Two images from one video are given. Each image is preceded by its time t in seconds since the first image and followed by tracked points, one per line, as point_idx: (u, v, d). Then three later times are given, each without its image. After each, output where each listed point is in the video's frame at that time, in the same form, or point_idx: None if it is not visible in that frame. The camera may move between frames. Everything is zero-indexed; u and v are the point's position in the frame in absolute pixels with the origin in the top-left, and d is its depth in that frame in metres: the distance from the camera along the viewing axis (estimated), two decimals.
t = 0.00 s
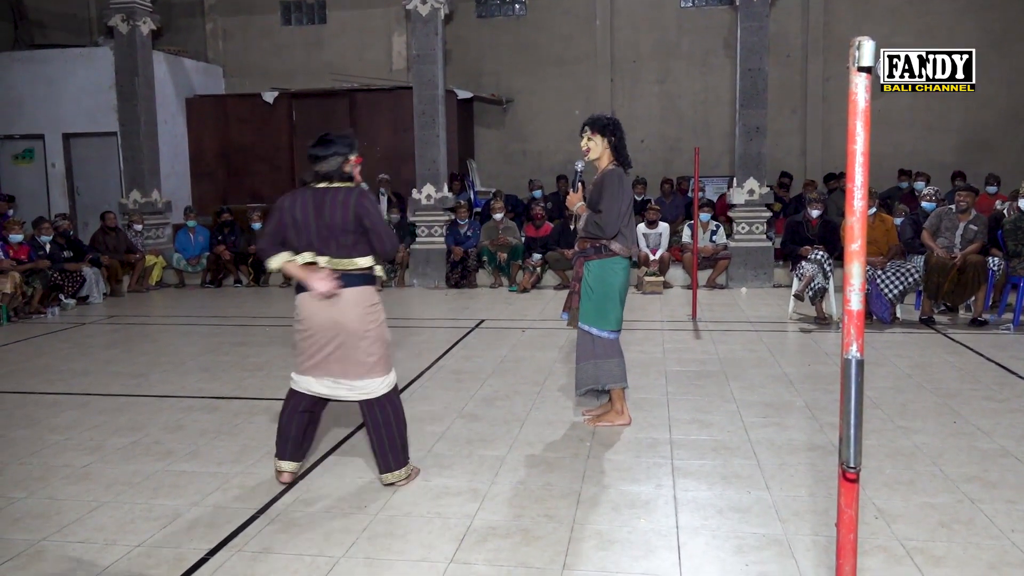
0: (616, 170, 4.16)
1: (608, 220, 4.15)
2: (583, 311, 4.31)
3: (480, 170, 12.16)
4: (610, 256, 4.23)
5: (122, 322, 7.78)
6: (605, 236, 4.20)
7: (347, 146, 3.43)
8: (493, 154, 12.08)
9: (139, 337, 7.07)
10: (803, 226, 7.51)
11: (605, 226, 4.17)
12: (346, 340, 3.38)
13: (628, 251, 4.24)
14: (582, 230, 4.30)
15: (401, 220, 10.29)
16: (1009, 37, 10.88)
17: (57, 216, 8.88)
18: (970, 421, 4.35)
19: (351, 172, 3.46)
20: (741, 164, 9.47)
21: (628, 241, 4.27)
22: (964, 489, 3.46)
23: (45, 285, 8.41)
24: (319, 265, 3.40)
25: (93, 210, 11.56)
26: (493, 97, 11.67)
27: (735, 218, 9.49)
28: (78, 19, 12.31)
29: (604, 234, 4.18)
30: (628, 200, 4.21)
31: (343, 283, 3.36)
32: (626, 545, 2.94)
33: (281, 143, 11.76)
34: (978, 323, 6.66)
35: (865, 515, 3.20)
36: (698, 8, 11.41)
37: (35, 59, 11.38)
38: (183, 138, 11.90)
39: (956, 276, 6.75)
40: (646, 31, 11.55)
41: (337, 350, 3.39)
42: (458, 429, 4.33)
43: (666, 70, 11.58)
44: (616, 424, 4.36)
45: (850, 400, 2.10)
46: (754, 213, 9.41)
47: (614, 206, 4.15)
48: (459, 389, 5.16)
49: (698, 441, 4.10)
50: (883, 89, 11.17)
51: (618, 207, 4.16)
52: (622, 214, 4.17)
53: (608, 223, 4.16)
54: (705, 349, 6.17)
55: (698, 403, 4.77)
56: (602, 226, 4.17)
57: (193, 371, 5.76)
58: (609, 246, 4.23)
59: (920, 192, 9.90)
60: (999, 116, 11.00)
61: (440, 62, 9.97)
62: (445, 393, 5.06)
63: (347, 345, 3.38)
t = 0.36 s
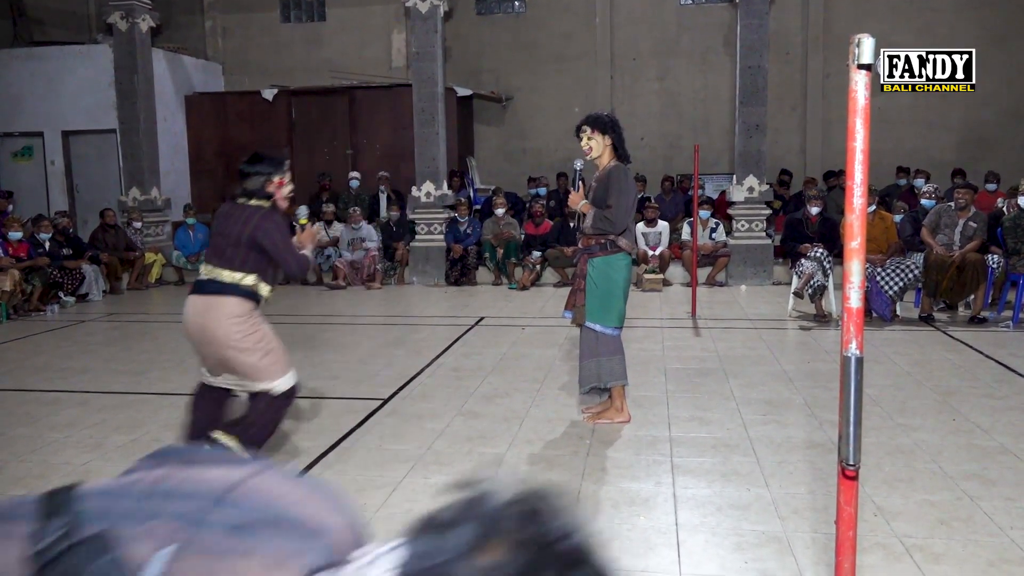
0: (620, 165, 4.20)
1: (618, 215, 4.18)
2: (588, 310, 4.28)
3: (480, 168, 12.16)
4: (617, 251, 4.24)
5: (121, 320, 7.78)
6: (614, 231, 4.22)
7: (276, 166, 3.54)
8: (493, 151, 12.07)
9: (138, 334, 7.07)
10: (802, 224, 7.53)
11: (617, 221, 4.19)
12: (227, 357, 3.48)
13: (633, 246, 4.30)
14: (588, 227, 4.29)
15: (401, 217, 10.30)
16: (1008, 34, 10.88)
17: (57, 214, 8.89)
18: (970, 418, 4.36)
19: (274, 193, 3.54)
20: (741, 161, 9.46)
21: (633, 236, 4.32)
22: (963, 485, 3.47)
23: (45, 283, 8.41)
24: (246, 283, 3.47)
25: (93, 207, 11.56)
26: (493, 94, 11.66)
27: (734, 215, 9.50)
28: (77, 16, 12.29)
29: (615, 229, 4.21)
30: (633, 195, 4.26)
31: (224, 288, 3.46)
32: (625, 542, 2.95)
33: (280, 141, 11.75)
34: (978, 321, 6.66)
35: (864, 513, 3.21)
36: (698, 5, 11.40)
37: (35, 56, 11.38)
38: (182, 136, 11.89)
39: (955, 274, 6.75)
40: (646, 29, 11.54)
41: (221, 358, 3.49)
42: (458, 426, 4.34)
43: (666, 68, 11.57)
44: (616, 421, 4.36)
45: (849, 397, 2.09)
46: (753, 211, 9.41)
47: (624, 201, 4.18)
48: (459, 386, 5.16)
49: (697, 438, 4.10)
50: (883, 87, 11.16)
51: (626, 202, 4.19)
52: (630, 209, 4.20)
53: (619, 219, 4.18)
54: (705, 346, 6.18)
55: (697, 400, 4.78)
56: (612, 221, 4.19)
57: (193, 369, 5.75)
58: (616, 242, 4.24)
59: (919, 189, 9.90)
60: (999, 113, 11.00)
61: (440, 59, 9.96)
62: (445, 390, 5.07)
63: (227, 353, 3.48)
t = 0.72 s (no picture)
0: (619, 163, 4.20)
1: (619, 213, 4.17)
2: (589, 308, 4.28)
3: (479, 166, 12.15)
4: (618, 249, 4.24)
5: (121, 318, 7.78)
6: (615, 229, 4.21)
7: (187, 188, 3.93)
8: (492, 150, 12.06)
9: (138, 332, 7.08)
10: (802, 222, 7.55)
11: (618, 220, 4.19)
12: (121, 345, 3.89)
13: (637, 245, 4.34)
14: (588, 226, 4.28)
15: (400, 215, 10.31)
16: (1008, 33, 10.88)
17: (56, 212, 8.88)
18: (970, 416, 4.35)
19: (179, 209, 3.92)
20: (740, 159, 9.45)
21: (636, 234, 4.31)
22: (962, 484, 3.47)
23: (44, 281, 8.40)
24: (139, 282, 3.87)
25: (92, 205, 11.55)
26: (493, 92, 11.66)
27: (733, 213, 9.50)
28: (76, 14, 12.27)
29: (617, 227, 4.19)
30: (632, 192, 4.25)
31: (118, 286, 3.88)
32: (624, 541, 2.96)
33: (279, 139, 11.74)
34: (977, 319, 6.66)
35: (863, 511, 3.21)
36: (698, 3, 11.39)
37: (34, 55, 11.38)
38: (181, 134, 11.89)
39: (954, 272, 6.74)
40: (645, 27, 11.53)
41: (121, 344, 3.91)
42: (458, 424, 4.34)
43: (665, 66, 11.57)
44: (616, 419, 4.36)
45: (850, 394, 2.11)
46: (753, 209, 9.41)
47: (624, 197, 4.17)
48: (459, 384, 5.16)
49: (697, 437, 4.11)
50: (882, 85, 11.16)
51: (625, 199, 4.19)
52: (631, 206, 4.19)
53: (620, 217, 4.18)
54: (704, 344, 6.18)
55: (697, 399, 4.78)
56: (613, 219, 4.18)
57: (192, 368, 5.75)
58: (617, 240, 4.24)
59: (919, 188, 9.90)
60: (999, 111, 10.99)
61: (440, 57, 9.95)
62: (445, 389, 5.06)
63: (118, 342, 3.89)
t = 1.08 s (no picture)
0: (613, 162, 4.18)
1: (613, 213, 4.15)
2: (586, 306, 4.29)
3: (478, 165, 12.15)
4: (615, 249, 4.23)
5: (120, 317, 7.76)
6: (610, 229, 4.20)
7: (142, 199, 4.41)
8: (491, 148, 12.05)
9: (138, 330, 7.08)
10: (801, 221, 7.55)
11: (611, 220, 4.17)
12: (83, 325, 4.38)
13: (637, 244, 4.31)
14: (586, 226, 4.29)
15: (399, 214, 10.29)
16: (1008, 32, 10.88)
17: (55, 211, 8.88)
18: (968, 415, 4.36)
19: (134, 219, 4.39)
20: (739, 158, 9.44)
21: (635, 233, 4.28)
22: (961, 482, 3.48)
23: (43, 280, 8.40)
24: (102, 280, 4.32)
25: (90, 204, 11.53)
26: (492, 91, 11.66)
27: (733, 212, 9.51)
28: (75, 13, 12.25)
29: (610, 227, 4.18)
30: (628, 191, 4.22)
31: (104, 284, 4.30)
32: (624, 538, 2.96)
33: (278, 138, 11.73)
34: (976, 318, 6.67)
35: (862, 509, 3.21)
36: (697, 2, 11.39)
37: (33, 53, 11.37)
38: (180, 132, 11.89)
39: (953, 271, 6.75)
40: (645, 25, 11.52)
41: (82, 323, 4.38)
42: (456, 423, 4.34)
43: (664, 65, 11.57)
44: (613, 418, 4.36)
45: (848, 394, 2.09)
46: (752, 208, 9.43)
47: (617, 198, 4.15)
48: (457, 383, 5.15)
49: (695, 435, 4.10)
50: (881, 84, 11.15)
51: (619, 199, 4.17)
52: (625, 206, 4.17)
53: (613, 218, 4.16)
54: (703, 343, 6.18)
55: (696, 398, 4.78)
56: (606, 220, 4.17)
57: (191, 366, 5.74)
58: (614, 239, 4.23)
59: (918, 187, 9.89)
60: (998, 110, 11.00)
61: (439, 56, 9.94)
62: (443, 388, 5.06)
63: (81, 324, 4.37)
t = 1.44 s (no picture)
0: (604, 163, 4.18)
1: (601, 214, 4.15)
2: (585, 306, 4.30)
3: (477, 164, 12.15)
4: (612, 250, 4.23)
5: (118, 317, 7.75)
6: (602, 230, 4.19)
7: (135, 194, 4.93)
8: (490, 148, 12.05)
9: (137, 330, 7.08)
10: (800, 221, 7.56)
11: (601, 221, 4.16)
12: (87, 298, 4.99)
13: (635, 244, 4.26)
14: (580, 228, 4.28)
15: (398, 214, 10.27)
16: (1008, 32, 10.89)
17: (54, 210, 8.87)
18: (967, 414, 4.36)
19: (127, 211, 4.93)
20: (738, 158, 9.44)
21: (631, 233, 4.24)
22: (959, 481, 3.48)
23: (41, 280, 8.39)
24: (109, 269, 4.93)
25: (89, 204, 11.53)
26: (491, 90, 11.66)
27: (732, 212, 9.51)
28: (74, 12, 12.24)
29: (600, 229, 4.18)
30: (620, 191, 4.20)
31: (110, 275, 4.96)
32: (623, 538, 2.95)
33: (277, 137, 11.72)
34: (975, 318, 6.68)
35: (861, 509, 3.21)
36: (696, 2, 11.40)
37: (32, 53, 11.36)
38: (179, 131, 11.89)
39: (952, 271, 6.75)
40: (644, 25, 11.52)
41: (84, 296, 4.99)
42: (455, 423, 4.34)
43: (663, 64, 11.57)
44: (612, 419, 4.36)
45: (847, 395, 2.10)
46: (751, 207, 9.44)
47: (605, 198, 4.16)
48: (457, 383, 5.15)
49: (695, 435, 4.10)
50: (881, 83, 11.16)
51: (609, 199, 4.16)
52: (615, 206, 4.16)
53: (603, 218, 4.15)
54: (703, 343, 6.18)
55: (695, 397, 4.78)
56: (595, 221, 4.17)
57: (190, 366, 5.74)
58: (610, 240, 4.23)
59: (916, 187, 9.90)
60: (997, 109, 11.01)
61: (438, 56, 9.94)
62: (442, 388, 5.06)
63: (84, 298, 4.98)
